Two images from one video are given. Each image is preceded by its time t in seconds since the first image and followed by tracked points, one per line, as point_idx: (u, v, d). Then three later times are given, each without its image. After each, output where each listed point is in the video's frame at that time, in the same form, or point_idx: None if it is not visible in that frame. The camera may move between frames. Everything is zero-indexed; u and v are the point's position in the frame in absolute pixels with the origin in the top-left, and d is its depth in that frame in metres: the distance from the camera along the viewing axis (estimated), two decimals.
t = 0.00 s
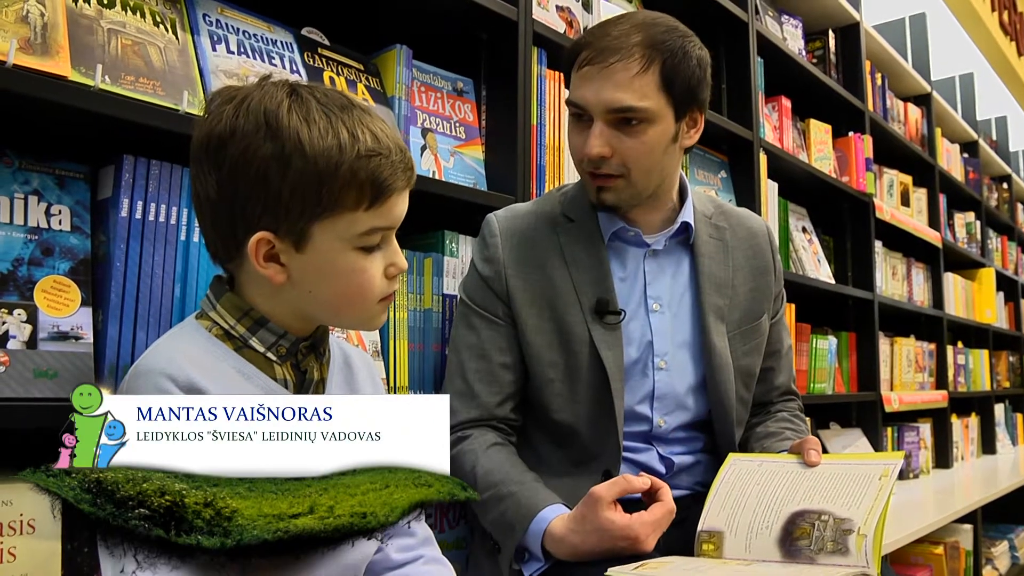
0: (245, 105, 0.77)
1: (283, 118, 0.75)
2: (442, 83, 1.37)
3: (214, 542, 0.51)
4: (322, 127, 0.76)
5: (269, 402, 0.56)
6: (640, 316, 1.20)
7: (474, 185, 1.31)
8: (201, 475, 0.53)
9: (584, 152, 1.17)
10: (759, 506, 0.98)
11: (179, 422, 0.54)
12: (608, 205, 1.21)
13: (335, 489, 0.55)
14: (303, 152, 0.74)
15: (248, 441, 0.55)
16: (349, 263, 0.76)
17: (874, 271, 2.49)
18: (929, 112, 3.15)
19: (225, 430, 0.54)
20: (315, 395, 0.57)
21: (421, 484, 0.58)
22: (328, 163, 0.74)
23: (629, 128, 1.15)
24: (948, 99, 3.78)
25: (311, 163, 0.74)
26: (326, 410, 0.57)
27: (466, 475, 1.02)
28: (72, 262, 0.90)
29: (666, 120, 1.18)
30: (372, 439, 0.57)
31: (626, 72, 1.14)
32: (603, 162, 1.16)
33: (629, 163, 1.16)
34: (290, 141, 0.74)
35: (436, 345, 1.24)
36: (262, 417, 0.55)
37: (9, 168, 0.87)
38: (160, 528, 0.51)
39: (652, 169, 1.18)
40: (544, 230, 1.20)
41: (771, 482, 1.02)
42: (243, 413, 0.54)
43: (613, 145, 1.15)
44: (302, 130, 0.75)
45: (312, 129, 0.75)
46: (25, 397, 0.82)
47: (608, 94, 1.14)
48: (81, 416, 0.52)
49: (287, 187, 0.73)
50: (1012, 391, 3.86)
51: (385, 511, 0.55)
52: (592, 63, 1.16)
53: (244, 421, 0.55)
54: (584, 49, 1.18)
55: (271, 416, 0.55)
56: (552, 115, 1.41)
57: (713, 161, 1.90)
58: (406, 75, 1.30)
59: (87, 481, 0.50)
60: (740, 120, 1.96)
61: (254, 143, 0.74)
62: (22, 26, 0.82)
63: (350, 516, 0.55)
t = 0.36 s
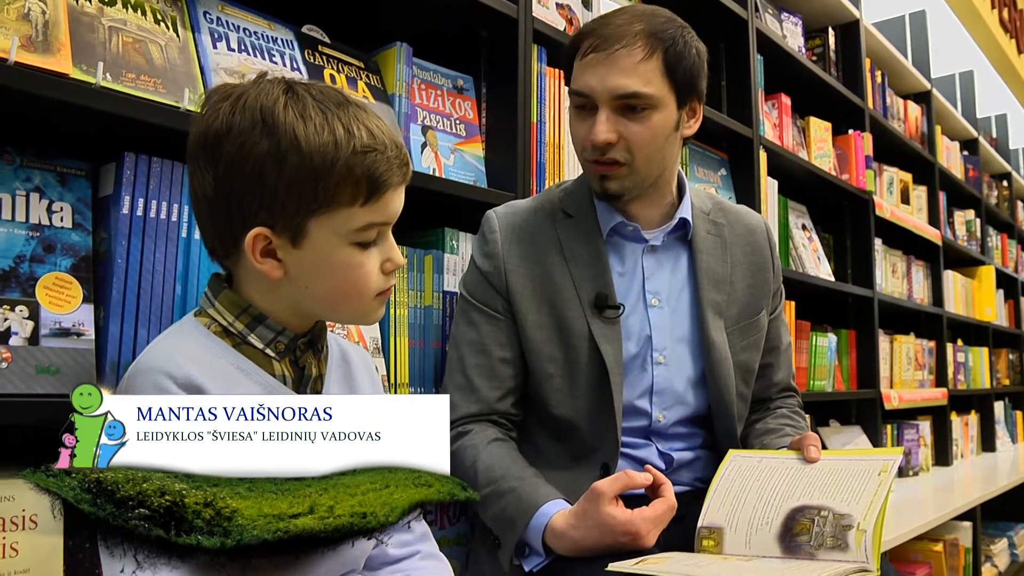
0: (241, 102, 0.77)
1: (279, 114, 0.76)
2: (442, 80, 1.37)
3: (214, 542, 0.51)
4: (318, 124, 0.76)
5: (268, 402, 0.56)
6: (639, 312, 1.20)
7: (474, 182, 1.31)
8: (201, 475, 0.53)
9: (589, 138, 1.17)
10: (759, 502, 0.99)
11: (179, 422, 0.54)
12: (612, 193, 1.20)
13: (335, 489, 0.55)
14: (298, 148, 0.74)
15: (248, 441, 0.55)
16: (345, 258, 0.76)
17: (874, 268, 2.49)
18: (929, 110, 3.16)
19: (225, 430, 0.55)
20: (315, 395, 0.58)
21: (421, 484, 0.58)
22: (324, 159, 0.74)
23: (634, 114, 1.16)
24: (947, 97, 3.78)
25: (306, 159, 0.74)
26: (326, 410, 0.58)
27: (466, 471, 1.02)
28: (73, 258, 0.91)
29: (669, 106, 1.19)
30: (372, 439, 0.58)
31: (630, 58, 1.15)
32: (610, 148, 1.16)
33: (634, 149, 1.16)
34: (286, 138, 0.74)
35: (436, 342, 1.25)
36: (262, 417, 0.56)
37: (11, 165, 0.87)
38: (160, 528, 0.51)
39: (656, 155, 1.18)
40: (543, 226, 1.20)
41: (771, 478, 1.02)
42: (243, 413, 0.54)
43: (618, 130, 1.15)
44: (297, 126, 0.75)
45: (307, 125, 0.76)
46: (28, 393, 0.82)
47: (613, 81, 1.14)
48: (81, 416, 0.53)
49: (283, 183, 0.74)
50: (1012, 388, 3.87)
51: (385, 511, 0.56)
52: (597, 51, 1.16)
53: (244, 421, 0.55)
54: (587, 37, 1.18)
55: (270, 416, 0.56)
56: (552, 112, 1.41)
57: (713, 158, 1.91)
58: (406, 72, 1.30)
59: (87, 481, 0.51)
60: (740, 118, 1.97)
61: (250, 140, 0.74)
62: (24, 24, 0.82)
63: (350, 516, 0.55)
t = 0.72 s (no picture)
0: (244, 97, 0.77)
1: (282, 109, 0.76)
2: (444, 77, 1.37)
3: (214, 542, 0.51)
4: (320, 119, 0.76)
5: (268, 402, 0.56)
6: (639, 308, 1.20)
7: (476, 179, 1.31)
8: (201, 475, 0.53)
9: (595, 132, 1.17)
10: (760, 499, 0.99)
11: (179, 422, 0.54)
12: (616, 188, 1.19)
13: (335, 489, 0.55)
14: (301, 143, 0.74)
15: (248, 441, 0.55)
16: (347, 254, 0.76)
17: (875, 267, 2.49)
18: (931, 109, 3.15)
19: (225, 430, 0.55)
20: (315, 395, 0.58)
21: (422, 484, 0.58)
22: (326, 154, 0.75)
23: (640, 108, 1.15)
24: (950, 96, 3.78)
25: (309, 154, 0.74)
26: (326, 411, 0.58)
27: (467, 467, 1.03)
28: (75, 253, 0.91)
29: (674, 101, 1.19)
30: (372, 438, 0.58)
31: (636, 52, 1.15)
32: (616, 142, 1.16)
33: (639, 143, 1.16)
34: (289, 133, 0.74)
35: (437, 338, 1.25)
36: (262, 417, 0.56)
37: (14, 160, 0.87)
38: (160, 528, 0.51)
39: (660, 150, 1.18)
40: (544, 223, 1.20)
41: (772, 476, 1.02)
42: (243, 413, 0.54)
43: (624, 124, 1.15)
44: (300, 121, 0.75)
45: (310, 120, 0.76)
46: (29, 387, 0.82)
47: (619, 75, 1.14)
48: (81, 416, 0.53)
49: (285, 178, 0.74)
50: (1012, 388, 3.87)
51: (385, 511, 0.56)
52: (603, 44, 1.16)
53: (244, 421, 0.56)
54: (593, 31, 1.18)
55: (270, 416, 0.56)
56: (554, 109, 1.41)
57: (715, 156, 1.90)
58: (409, 68, 1.30)
59: (87, 481, 0.50)
60: (742, 116, 1.96)
61: (252, 135, 0.74)
62: (27, 18, 0.82)
63: (350, 516, 0.55)
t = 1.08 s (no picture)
0: (246, 96, 0.77)
1: (283, 109, 0.76)
2: (442, 75, 1.37)
3: (214, 542, 0.51)
4: (322, 118, 0.77)
5: (268, 402, 0.57)
6: (637, 305, 1.20)
7: (474, 177, 1.32)
8: (201, 475, 0.54)
9: (589, 141, 1.17)
10: (757, 494, 0.99)
11: (179, 422, 0.55)
12: (613, 195, 1.21)
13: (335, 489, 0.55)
14: (302, 142, 0.75)
15: (248, 441, 0.56)
16: (348, 253, 0.76)
17: (874, 264, 2.49)
18: (930, 106, 3.15)
19: (225, 431, 0.55)
20: (315, 395, 0.58)
21: (422, 484, 0.58)
22: (327, 153, 0.75)
23: (634, 118, 1.16)
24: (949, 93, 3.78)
25: (310, 153, 0.74)
26: (326, 410, 0.58)
27: (466, 464, 1.03)
28: (74, 251, 0.91)
29: (669, 109, 1.19)
30: (372, 439, 0.58)
31: (630, 63, 1.14)
32: (610, 152, 1.16)
33: (634, 152, 1.17)
34: (290, 132, 0.75)
35: (436, 336, 1.25)
36: (262, 417, 0.56)
37: (12, 159, 0.88)
38: (160, 528, 0.51)
39: (655, 157, 1.19)
40: (543, 220, 1.20)
41: (769, 471, 1.03)
42: (243, 413, 0.55)
43: (618, 135, 1.16)
44: (302, 120, 0.76)
45: (311, 120, 0.76)
46: (29, 385, 0.83)
47: (613, 86, 1.14)
48: (81, 416, 0.53)
49: (286, 177, 0.74)
50: (1012, 384, 3.87)
51: (385, 511, 0.56)
52: (596, 55, 1.15)
53: (244, 421, 0.56)
54: (586, 40, 1.17)
55: (270, 417, 0.56)
56: (552, 107, 1.41)
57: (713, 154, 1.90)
58: (406, 67, 1.30)
59: (87, 481, 0.51)
60: (740, 113, 1.97)
61: (254, 133, 0.75)
62: (24, 17, 0.82)
63: (350, 516, 0.55)
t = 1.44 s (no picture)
0: (249, 96, 0.77)
1: (287, 109, 0.76)
2: (441, 75, 1.37)
3: (214, 542, 0.52)
4: (325, 119, 0.77)
5: (268, 402, 0.57)
6: (636, 303, 1.21)
7: (473, 176, 1.32)
8: (201, 475, 0.54)
9: (586, 143, 1.18)
10: (756, 491, 1.00)
11: (179, 422, 0.55)
12: (611, 194, 1.22)
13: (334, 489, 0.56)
14: (306, 143, 0.75)
15: (248, 441, 0.56)
16: (350, 252, 0.77)
17: (874, 261, 2.49)
18: (929, 103, 3.15)
19: (225, 430, 0.56)
20: (315, 395, 0.59)
21: (422, 484, 0.59)
22: (330, 153, 0.75)
23: (632, 119, 1.16)
24: (948, 89, 3.78)
25: (313, 154, 0.75)
26: (326, 410, 0.59)
27: (466, 463, 1.03)
28: (76, 253, 0.92)
29: (666, 110, 1.19)
30: (372, 438, 0.59)
31: (628, 65, 1.15)
32: (607, 153, 1.17)
33: (631, 153, 1.17)
34: (294, 133, 0.75)
35: (436, 335, 1.26)
36: (262, 417, 0.57)
37: (14, 161, 0.88)
38: (160, 528, 0.52)
39: (652, 158, 1.20)
40: (543, 219, 1.21)
41: (767, 469, 1.03)
42: (243, 413, 0.55)
43: (616, 136, 1.16)
44: (305, 121, 0.76)
45: (315, 120, 0.76)
46: (31, 386, 0.83)
47: (610, 88, 1.15)
48: (81, 416, 0.53)
49: (289, 178, 0.75)
50: (1013, 381, 3.87)
51: (385, 511, 0.56)
52: (594, 57, 1.15)
53: (244, 421, 0.56)
54: (584, 42, 1.17)
55: (270, 416, 0.57)
56: (550, 106, 1.42)
57: (712, 152, 1.91)
58: (405, 67, 1.30)
59: (87, 481, 0.51)
60: (739, 112, 1.97)
61: (258, 134, 0.75)
62: (25, 20, 0.83)
63: (350, 516, 0.55)
